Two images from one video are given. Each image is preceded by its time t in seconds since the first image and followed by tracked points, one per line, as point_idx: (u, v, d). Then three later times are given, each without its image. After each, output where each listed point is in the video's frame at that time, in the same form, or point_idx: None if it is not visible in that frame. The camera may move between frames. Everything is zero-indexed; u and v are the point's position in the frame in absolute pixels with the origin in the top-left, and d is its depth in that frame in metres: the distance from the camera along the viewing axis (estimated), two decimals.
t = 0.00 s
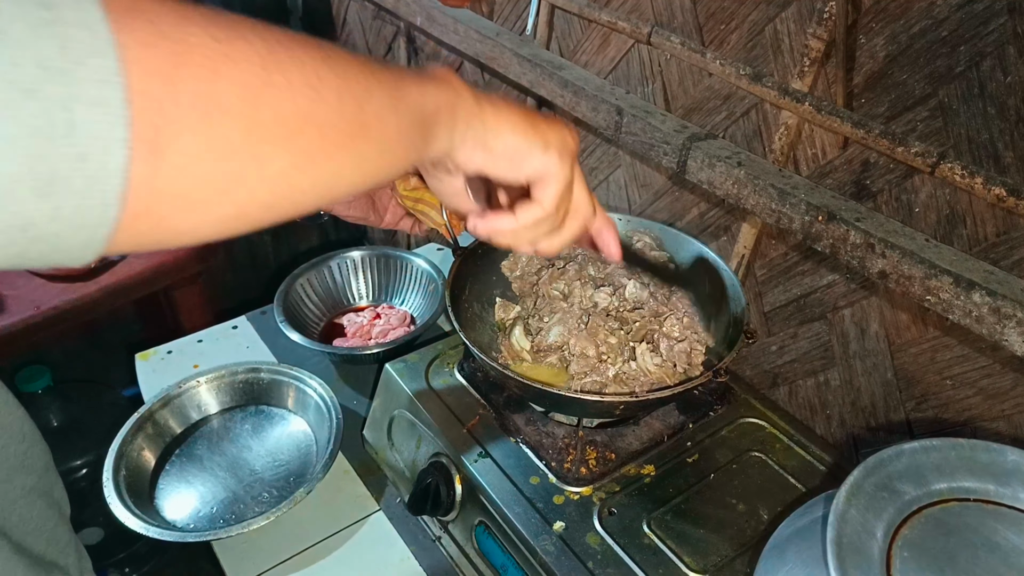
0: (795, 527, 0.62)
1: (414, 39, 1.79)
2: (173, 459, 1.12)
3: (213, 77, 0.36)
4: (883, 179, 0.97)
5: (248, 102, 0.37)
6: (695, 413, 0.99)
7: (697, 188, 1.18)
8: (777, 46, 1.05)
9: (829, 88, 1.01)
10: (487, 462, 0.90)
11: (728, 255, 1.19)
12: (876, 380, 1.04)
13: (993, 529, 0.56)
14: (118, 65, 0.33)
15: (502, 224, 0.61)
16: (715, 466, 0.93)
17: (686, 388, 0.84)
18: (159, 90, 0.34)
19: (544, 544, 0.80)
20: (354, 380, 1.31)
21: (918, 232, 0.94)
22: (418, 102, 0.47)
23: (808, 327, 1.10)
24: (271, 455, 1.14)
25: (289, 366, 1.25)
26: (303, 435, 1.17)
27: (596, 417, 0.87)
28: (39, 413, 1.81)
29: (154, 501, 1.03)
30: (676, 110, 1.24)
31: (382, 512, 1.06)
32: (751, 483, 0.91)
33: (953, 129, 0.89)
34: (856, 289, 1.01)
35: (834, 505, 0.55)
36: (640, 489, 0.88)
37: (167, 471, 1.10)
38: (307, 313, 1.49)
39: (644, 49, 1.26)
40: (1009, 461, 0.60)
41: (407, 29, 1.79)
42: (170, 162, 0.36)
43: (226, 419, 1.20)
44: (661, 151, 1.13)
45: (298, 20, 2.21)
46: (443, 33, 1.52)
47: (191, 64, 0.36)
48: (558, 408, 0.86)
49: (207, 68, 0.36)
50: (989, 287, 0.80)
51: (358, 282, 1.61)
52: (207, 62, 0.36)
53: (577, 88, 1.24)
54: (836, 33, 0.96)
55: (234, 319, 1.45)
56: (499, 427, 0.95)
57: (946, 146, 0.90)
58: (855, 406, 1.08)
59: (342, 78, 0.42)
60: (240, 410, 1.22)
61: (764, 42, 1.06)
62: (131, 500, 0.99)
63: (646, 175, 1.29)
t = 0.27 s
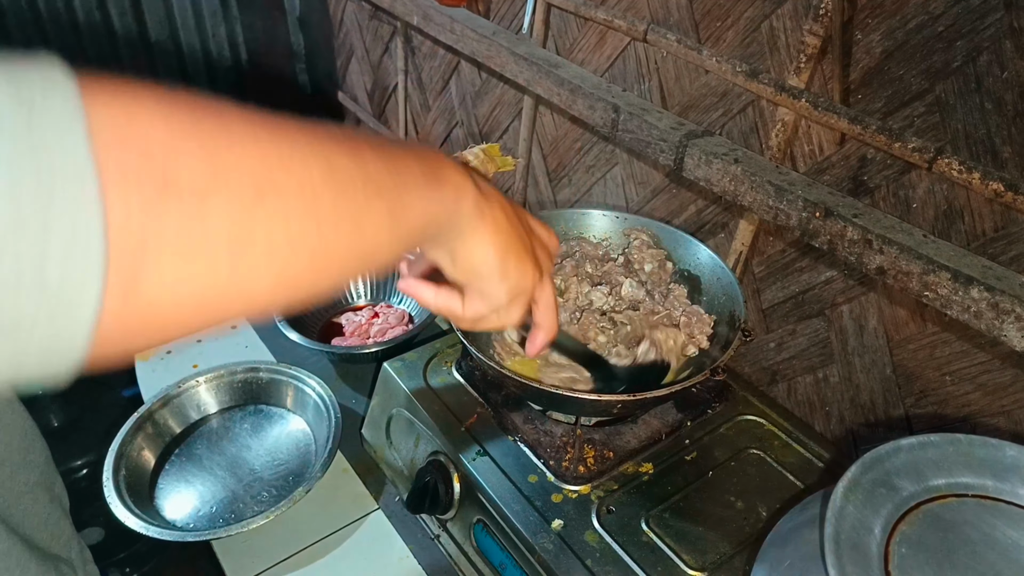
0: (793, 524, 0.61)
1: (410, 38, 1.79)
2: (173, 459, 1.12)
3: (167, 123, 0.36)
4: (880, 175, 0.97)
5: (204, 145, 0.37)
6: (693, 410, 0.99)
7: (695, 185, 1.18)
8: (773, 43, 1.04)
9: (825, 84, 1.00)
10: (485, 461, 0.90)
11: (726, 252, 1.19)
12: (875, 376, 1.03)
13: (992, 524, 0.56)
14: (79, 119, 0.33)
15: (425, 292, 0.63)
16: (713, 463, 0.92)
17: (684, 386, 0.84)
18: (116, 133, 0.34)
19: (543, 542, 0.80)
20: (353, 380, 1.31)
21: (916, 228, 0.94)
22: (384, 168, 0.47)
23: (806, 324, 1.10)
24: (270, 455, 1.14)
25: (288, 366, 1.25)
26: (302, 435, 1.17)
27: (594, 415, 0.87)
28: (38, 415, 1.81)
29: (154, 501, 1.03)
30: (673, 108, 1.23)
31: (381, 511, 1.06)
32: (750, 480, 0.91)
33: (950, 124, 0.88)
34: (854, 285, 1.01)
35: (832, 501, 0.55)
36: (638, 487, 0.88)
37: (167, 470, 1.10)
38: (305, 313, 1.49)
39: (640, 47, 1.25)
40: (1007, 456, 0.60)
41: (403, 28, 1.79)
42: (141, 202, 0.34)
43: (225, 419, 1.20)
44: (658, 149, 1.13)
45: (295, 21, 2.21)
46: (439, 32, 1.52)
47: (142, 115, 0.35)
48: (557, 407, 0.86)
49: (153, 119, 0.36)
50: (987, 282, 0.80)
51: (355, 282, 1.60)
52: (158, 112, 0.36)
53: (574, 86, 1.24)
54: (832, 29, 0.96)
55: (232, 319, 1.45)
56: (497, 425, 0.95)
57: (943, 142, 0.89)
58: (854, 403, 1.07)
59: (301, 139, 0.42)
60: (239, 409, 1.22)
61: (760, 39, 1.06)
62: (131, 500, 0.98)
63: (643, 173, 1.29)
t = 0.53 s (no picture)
0: (791, 523, 0.62)
1: (409, 41, 1.79)
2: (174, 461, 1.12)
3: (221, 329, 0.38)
4: (877, 175, 0.97)
5: (247, 352, 0.38)
6: (691, 410, 0.99)
7: (693, 186, 1.18)
8: (770, 44, 1.05)
9: (822, 85, 1.01)
10: (484, 462, 0.90)
11: (724, 253, 1.19)
12: (873, 376, 1.04)
13: (988, 523, 0.56)
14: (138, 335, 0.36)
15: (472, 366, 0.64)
16: (712, 463, 0.93)
17: (681, 385, 0.84)
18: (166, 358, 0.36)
19: (541, 542, 0.81)
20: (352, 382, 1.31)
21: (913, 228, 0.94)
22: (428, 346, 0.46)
23: (805, 323, 1.10)
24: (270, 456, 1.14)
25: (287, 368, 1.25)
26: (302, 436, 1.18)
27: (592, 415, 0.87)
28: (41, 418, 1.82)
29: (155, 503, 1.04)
30: (671, 109, 1.24)
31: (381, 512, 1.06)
32: (749, 480, 0.91)
33: (946, 125, 0.89)
34: (852, 285, 1.01)
35: (828, 501, 0.56)
36: (637, 488, 0.88)
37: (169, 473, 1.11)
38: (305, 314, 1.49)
39: (638, 49, 1.26)
40: (1004, 455, 0.60)
41: (402, 31, 1.79)
42: (181, 454, 0.36)
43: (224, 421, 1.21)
44: (656, 150, 1.13)
45: (295, 24, 2.21)
46: (438, 35, 1.52)
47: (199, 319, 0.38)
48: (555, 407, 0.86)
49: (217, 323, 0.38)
50: (984, 282, 0.80)
51: (355, 284, 1.60)
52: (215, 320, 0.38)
53: (572, 88, 1.24)
54: (828, 31, 0.96)
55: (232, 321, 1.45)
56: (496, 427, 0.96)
57: (939, 142, 0.90)
58: (853, 402, 1.08)
59: (339, 335, 0.42)
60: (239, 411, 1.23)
61: (757, 41, 1.07)
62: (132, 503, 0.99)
63: (641, 174, 1.29)
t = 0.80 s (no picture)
0: (791, 524, 0.62)
1: (410, 43, 1.80)
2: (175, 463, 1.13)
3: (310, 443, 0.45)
4: (878, 175, 0.97)
5: (326, 462, 0.45)
6: (692, 411, 0.99)
7: (693, 186, 1.18)
8: (770, 45, 1.05)
9: (822, 85, 1.00)
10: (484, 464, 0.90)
11: (725, 254, 1.19)
12: (875, 376, 1.03)
13: (989, 524, 0.56)
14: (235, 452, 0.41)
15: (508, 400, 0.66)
16: (712, 464, 0.93)
17: (681, 386, 0.83)
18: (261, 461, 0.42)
19: (541, 544, 0.80)
20: (353, 383, 1.31)
21: (914, 228, 0.94)
22: (468, 440, 0.53)
23: (806, 324, 1.10)
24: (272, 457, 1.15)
25: (289, 369, 1.25)
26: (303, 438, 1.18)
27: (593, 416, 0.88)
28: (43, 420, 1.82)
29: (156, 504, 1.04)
30: (671, 110, 1.24)
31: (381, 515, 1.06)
32: (749, 481, 0.91)
33: (947, 125, 0.89)
34: (853, 286, 1.01)
35: (827, 502, 0.56)
36: (637, 488, 0.88)
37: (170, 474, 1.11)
38: (306, 316, 1.49)
39: (638, 50, 1.26)
40: (1004, 456, 0.60)
41: (402, 33, 1.79)
42: (267, 545, 0.43)
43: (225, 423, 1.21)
44: (656, 151, 1.13)
45: (296, 27, 2.22)
46: (438, 37, 1.52)
47: (286, 426, 0.44)
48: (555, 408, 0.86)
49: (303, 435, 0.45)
50: (985, 282, 0.80)
51: (356, 286, 1.61)
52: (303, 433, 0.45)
53: (572, 89, 1.24)
54: (829, 31, 0.96)
55: (234, 323, 1.46)
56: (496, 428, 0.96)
57: (940, 142, 0.90)
58: (854, 403, 1.07)
59: (398, 440, 0.49)
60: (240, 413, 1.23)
61: (757, 41, 1.06)
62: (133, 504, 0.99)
63: (642, 175, 1.29)
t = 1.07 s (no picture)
0: (791, 526, 0.62)
1: (411, 45, 1.80)
2: (175, 467, 1.13)
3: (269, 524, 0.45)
4: (879, 175, 0.97)
5: (303, 541, 0.46)
6: (693, 412, 0.98)
7: (695, 188, 1.18)
8: (771, 45, 1.04)
9: (823, 86, 1.00)
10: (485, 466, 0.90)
11: (727, 255, 1.18)
12: (877, 378, 1.03)
13: (990, 525, 0.55)
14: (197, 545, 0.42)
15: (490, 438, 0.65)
16: (714, 466, 0.92)
17: (681, 388, 0.83)
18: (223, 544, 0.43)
19: (542, 546, 0.80)
20: (354, 386, 1.31)
21: (916, 228, 0.93)
22: (440, 503, 0.53)
23: (808, 325, 1.10)
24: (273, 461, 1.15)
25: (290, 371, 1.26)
26: (304, 441, 1.18)
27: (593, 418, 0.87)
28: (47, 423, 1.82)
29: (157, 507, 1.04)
30: (672, 111, 1.23)
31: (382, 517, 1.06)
32: (751, 483, 0.90)
33: (948, 125, 0.88)
34: (855, 287, 1.01)
35: (827, 504, 0.56)
36: (638, 490, 0.88)
37: (171, 477, 1.11)
38: (307, 319, 1.49)
39: (639, 51, 1.26)
40: (1005, 457, 0.60)
41: (404, 35, 1.80)
42: None
43: (227, 426, 1.21)
44: (658, 152, 1.13)
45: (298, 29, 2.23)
46: (439, 39, 1.52)
47: (249, 505, 0.45)
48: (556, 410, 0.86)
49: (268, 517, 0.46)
50: (987, 282, 0.80)
51: (357, 288, 1.61)
52: (265, 514, 0.45)
53: (573, 90, 1.24)
54: (829, 31, 0.96)
55: (235, 326, 1.46)
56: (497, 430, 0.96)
57: (942, 142, 0.89)
58: (857, 404, 1.07)
59: (369, 510, 0.50)
60: (242, 416, 1.23)
61: (758, 42, 1.06)
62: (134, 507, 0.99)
63: (644, 177, 1.29)
